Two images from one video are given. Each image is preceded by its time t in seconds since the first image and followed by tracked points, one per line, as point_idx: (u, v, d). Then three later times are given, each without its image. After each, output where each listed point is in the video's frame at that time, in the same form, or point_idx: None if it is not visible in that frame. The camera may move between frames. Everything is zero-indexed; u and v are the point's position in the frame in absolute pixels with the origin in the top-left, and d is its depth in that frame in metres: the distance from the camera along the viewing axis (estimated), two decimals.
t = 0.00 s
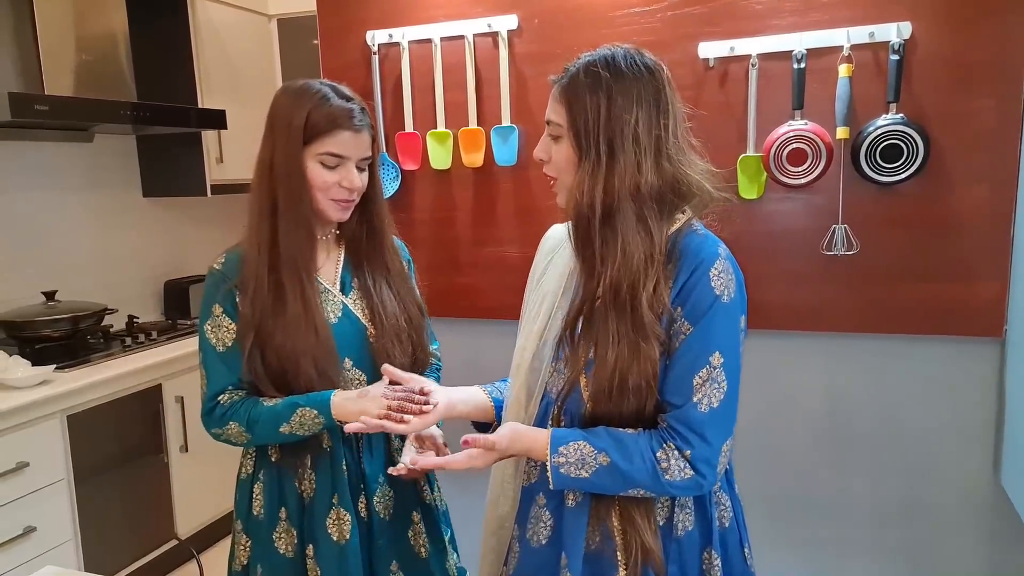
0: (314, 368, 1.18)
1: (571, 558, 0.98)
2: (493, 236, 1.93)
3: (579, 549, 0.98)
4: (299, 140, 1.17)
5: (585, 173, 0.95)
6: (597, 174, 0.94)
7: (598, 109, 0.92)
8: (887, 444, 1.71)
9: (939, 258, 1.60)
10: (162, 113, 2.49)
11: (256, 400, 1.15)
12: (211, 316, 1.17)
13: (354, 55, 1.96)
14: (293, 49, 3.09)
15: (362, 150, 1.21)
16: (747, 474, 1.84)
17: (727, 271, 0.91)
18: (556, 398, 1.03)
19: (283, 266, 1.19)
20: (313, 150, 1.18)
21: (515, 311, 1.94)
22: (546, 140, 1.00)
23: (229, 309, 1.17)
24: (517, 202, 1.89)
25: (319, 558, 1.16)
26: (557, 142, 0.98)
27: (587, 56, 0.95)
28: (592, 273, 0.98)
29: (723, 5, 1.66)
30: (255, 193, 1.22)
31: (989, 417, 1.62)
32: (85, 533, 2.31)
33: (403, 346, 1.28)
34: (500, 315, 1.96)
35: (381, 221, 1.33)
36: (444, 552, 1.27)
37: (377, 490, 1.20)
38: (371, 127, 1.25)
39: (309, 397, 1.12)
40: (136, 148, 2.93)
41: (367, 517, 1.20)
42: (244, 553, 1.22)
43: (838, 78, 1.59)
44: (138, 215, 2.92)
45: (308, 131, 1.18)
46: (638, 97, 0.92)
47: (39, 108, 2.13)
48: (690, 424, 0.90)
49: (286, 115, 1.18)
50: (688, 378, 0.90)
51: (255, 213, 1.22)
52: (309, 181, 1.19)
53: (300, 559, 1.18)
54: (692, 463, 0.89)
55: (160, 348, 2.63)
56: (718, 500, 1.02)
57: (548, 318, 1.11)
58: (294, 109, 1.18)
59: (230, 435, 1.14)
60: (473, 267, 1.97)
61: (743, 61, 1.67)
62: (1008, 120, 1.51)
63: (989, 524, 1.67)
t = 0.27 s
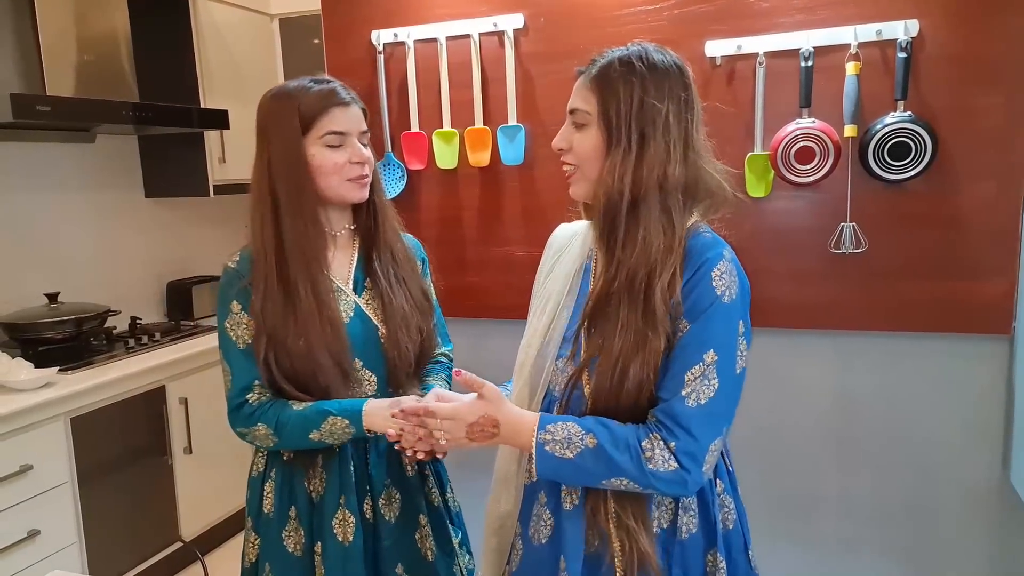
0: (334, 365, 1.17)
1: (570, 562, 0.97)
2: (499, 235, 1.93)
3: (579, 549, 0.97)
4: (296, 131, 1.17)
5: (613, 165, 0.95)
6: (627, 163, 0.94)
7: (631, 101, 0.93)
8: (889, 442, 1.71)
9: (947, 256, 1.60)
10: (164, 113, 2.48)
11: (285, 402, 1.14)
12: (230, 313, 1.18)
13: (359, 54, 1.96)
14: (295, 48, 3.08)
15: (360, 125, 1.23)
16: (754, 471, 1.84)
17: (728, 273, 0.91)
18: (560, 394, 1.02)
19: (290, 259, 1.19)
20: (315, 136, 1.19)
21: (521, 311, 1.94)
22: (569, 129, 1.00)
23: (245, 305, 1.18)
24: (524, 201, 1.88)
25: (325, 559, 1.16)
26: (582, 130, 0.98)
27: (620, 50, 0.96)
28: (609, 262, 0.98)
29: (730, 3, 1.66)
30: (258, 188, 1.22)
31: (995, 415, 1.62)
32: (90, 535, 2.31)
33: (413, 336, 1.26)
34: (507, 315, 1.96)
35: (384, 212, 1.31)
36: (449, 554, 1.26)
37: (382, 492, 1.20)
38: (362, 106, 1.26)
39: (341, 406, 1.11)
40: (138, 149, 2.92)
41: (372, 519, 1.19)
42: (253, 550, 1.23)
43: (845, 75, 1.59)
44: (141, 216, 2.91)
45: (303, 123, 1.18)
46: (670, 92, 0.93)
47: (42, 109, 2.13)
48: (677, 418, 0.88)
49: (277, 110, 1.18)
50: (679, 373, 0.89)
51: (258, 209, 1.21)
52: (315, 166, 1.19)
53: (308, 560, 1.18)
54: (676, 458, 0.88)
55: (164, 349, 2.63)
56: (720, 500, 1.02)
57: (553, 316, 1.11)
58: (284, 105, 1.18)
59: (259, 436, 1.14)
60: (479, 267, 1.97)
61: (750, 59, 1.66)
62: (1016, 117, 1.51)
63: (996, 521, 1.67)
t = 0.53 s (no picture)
0: (352, 366, 1.14)
1: (555, 556, 0.98)
2: (500, 236, 1.93)
3: (565, 542, 0.99)
4: (279, 145, 1.13)
5: (622, 159, 0.95)
6: (637, 156, 0.94)
7: (651, 101, 0.94)
8: (885, 437, 1.72)
9: (948, 253, 1.60)
10: (157, 116, 2.46)
11: (327, 399, 1.11)
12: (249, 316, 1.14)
13: (357, 56, 1.95)
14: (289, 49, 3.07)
15: (347, 129, 1.18)
16: (757, 469, 1.84)
17: (714, 270, 0.89)
18: (555, 390, 1.02)
19: (286, 271, 1.14)
20: (302, 146, 1.15)
21: (523, 311, 1.93)
22: (582, 118, 1.00)
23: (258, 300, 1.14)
24: (524, 201, 1.88)
25: (342, 562, 1.15)
26: (593, 120, 0.98)
27: (643, 53, 0.97)
28: (608, 254, 0.98)
29: (730, 3, 1.66)
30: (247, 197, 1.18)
31: (995, 412, 1.63)
32: (86, 542, 2.29)
33: (422, 330, 1.23)
34: (509, 316, 1.95)
35: (380, 209, 1.27)
36: (465, 553, 1.26)
37: (398, 493, 1.19)
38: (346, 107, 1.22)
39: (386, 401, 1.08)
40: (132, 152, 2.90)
41: (387, 520, 1.19)
42: (266, 557, 1.23)
43: (845, 74, 1.60)
44: (136, 219, 2.89)
45: (286, 133, 1.14)
46: (687, 99, 0.94)
47: (34, 112, 2.11)
48: (650, 409, 0.87)
49: (258, 123, 1.14)
50: (659, 366, 0.89)
51: (250, 218, 1.18)
52: (302, 176, 1.15)
53: (323, 564, 1.17)
54: (646, 450, 0.87)
55: (160, 354, 2.61)
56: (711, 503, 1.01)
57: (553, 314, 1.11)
58: (266, 118, 1.14)
59: (299, 433, 1.09)
60: (480, 268, 1.96)
61: (750, 59, 1.67)
62: (1016, 115, 1.52)
63: (1001, 515, 1.67)
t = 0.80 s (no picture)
0: (359, 370, 1.13)
1: (555, 552, 0.99)
2: (494, 236, 1.92)
3: (564, 538, 0.99)
4: (282, 142, 1.12)
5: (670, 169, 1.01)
6: (683, 167, 1.01)
7: (697, 119, 1.02)
8: (879, 435, 1.73)
9: (940, 252, 1.62)
10: (142, 115, 2.43)
11: (344, 407, 1.09)
12: (252, 320, 1.10)
13: (349, 56, 1.94)
14: (276, 47, 3.05)
15: (349, 130, 1.17)
16: (753, 469, 1.85)
17: (717, 265, 0.95)
18: (559, 389, 1.03)
19: (290, 269, 1.12)
20: (304, 145, 1.13)
21: (518, 312, 1.93)
22: (629, 124, 0.99)
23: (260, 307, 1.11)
24: (518, 202, 1.88)
25: (365, 571, 1.13)
26: (646, 128, 0.99)
27: (665, 65, 1.01)
28: (632, 259, 1.00)
29: (724, 4, 1.66)
30: (246, 199, 1.16)
31: (986, 409, 1.65)
32: (72, 547, 2.26)
33: (428, 332, 1.24)
34: (504, 317, 1.95)
35: (378, 211, 1.28)
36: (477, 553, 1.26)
37: (413, 496, 1.19)
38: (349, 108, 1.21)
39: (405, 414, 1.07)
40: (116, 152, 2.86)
41: (405, 524, 1.18)
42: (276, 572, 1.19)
43: (837, 75, 1.61)
44: (120, 220, 2.85)
45: (289, 131, 1.13)
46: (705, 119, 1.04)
47: (17, 112, 2.07)
48: (670, 404, 0.91)
49: (260, 122, 1.12)
50: (673, 362, 0.92)
51: (250, 218, 1.15)
52: (304, 175, 1.14)
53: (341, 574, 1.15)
54: (669, 445, 0.90)
55: (146, 356, 2.58)
56: (707, 499, 1.00)
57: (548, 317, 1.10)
58: (267, 115, 1.12)
59: (312, 444, 1.06)
60: (474, 269, 1.96)
61: (743, 60, 1.67)
62: (1006, 116, 1.54)
63: (995, 511, 1.69)
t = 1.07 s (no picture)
0: (360, 374, 1.12)
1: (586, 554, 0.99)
2: (487, 237, 1.92)
3: (594, 540, 0.99)
4: (289, 140, 1.11)
5: (669, 168, 1.04)
6: (683, 166, 1.04)
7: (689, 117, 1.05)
8: (870, 434, 1.76)
9: (929, 253, 1.65)
10: (126, 113, 2.40)
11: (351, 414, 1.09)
12: (251, 323, 1.09)
13: (341, 56, 1.93)
14: (261, 46, 3.02)
15: (355, 133, 1.17)
16: (745, 470, 1.87)
17: (730, 267, 1.01)
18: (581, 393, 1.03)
19: (294, 270, 1.12)
20: (310, 145, 1.13)
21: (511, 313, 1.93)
22: (631, 128, 1.00)
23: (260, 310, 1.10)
24: (511, 202, 1.88)
25: None
26: (648, 131, 1.01)
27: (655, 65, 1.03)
28: (643, 263, 1.02)
29: (716, 6, 1.67)
30: (248, 197, 1.15)
31: (973, 408, 1.68)
32: (56, 551, 2.23)
33: (431, 338, 1.25)
34: (497, 317, 1.95)
35: (379, 214, 1.28)
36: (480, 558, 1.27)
37: (417, 500, 1.19)
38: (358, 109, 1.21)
39: (416, 425, 1.08)
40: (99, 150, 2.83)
41: (410, 529, 1.18)
42: None
43: (828, 78, 1.62)
44: (103, 219, 2.82)
45: (297, 129, 1.12)
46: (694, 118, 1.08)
47: None
48: (702, 406, 0.95)
49: (268, 119, 1.11)
50: (700, 364, 0.96)
51: (252, 217, 1.14)
52: (308, 174, 1.13)
53: None
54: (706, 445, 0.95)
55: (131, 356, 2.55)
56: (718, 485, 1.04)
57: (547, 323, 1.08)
58: (275, 112, 1.11)
59: (316, 450, 1.06)
60: (467, 269, 1.96)
61: (735, 62, 1.68)
62: (993, 119, 1.56)
63: (982, 508, 1.72)
